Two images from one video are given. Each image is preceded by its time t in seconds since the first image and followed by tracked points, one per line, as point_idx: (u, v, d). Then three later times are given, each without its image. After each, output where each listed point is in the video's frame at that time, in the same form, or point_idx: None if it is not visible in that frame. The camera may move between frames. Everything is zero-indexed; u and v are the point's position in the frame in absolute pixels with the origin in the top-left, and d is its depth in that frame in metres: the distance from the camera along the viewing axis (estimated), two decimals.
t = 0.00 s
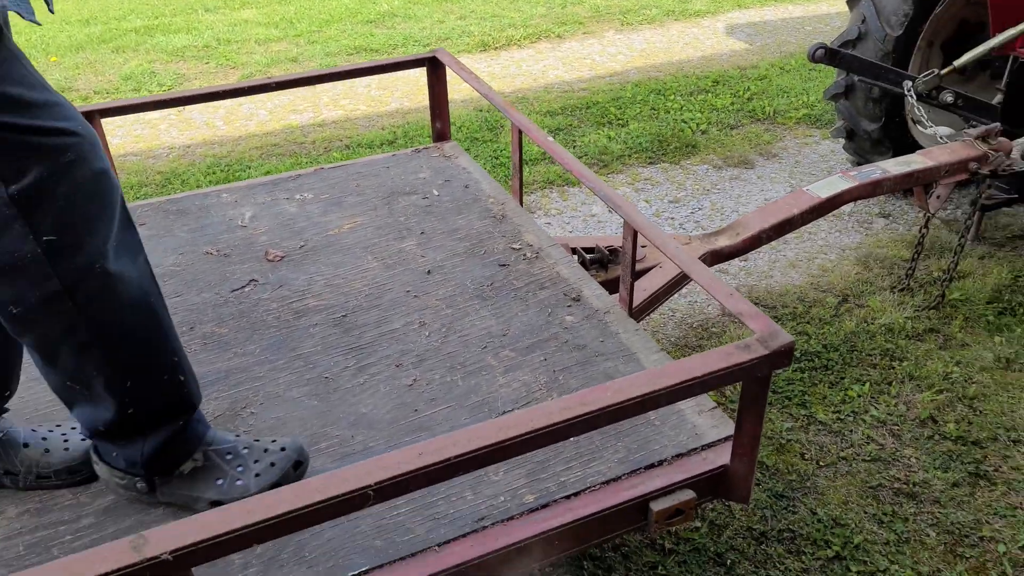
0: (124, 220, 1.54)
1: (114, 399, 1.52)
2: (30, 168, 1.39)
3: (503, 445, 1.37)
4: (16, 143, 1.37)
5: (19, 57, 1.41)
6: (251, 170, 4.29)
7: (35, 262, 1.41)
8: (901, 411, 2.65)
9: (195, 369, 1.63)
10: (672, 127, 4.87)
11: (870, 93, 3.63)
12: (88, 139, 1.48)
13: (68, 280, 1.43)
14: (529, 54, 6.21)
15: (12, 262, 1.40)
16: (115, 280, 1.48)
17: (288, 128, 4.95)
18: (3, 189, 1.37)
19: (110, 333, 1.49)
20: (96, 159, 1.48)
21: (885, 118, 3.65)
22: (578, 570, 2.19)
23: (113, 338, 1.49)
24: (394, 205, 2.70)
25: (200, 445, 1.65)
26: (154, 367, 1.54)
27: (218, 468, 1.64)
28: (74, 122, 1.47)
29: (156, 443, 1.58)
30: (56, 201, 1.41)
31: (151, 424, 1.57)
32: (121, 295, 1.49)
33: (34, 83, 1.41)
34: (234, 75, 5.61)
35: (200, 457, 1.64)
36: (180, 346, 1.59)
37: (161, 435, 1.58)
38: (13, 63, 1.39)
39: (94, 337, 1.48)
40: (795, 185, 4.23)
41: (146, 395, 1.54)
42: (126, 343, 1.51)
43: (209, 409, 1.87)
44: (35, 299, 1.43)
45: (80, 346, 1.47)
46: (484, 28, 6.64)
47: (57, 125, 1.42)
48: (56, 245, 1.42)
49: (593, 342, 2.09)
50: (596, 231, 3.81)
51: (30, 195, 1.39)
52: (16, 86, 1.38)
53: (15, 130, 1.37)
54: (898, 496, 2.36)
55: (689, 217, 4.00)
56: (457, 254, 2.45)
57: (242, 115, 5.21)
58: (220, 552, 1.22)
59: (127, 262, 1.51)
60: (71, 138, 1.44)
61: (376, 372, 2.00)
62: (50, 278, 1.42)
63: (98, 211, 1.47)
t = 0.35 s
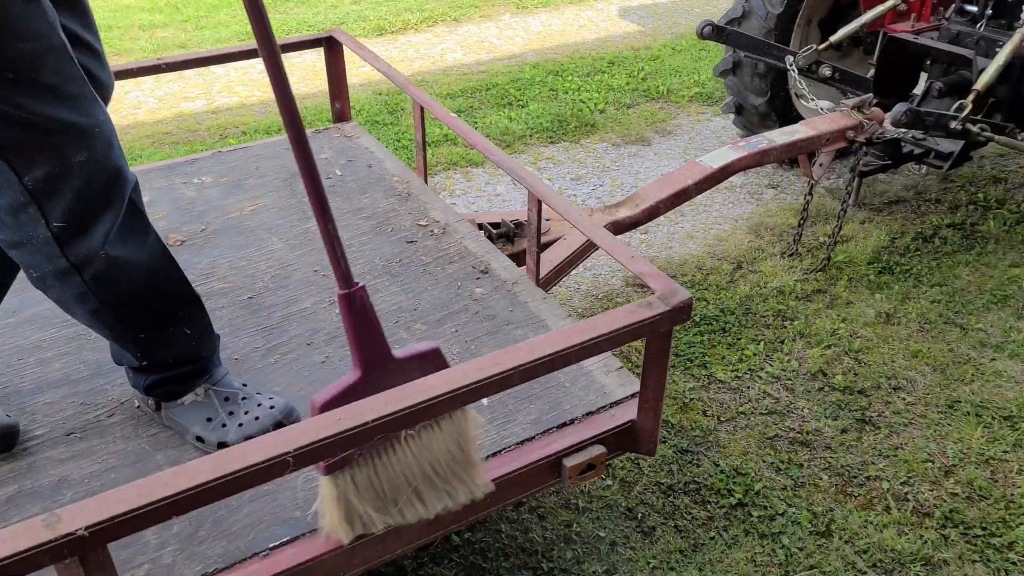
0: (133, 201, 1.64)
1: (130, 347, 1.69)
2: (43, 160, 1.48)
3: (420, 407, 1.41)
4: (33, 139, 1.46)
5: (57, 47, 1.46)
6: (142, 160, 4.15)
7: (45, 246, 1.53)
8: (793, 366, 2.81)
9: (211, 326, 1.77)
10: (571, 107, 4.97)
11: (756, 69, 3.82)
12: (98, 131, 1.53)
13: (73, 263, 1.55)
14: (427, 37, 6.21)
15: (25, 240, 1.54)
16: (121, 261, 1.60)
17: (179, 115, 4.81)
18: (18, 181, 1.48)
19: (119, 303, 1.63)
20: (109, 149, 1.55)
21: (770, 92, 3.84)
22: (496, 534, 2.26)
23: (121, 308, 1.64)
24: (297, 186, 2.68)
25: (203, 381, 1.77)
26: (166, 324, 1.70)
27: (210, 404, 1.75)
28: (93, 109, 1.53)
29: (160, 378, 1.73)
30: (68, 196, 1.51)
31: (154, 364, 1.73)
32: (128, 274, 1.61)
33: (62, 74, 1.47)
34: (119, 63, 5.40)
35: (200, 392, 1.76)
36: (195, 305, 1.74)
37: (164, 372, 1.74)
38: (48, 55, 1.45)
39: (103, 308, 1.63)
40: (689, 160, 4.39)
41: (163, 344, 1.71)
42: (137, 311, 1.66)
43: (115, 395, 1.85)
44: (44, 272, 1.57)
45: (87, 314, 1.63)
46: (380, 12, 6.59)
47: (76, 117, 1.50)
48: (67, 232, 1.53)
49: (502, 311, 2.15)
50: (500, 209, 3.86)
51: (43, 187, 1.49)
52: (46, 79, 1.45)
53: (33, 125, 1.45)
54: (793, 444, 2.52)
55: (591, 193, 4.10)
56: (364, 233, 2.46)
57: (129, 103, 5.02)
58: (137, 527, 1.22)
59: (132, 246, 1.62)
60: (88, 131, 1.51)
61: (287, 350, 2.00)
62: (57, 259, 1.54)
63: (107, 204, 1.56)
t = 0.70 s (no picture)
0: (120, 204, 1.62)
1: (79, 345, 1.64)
2: (43, 149, 1.45)
3: (361, 399, 1.43)
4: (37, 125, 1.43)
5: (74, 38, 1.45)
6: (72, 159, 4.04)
7: (25, 234, 1.48)
8: (731, 349, 2.89)
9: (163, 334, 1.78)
10: (511, 99, 4.99)
11: (689, 59, 3.90)
12: (97, 128, 1.51)
13: (48, 257, 1.50)
14: (365, 31, 6.16)
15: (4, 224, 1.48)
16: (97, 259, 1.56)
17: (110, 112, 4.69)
18: (11, 165, 1.43)
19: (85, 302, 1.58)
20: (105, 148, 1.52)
21: (704, 81, 3.91)
22: (444, 523, 2.27)
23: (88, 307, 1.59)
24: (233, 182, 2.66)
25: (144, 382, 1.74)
26: (122, 325, 1.68)
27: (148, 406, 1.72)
28: (94, 103, 1.51)
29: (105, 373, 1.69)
30: (59, 190, 1.47)
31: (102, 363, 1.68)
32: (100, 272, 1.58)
33: (76, 66, 1.46)
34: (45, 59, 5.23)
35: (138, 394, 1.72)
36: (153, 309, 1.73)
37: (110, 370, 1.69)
38: (65, 45, 1.44)
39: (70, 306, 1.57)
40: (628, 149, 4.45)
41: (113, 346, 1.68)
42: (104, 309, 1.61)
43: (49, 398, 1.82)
44: (14, 260, 1.50)
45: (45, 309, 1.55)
46: (316, 7, 6.52)
47: (79, 110, 1.48)
48: (50, 224, 1.48)
49: (444, 302, 2.17)
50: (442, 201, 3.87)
51: (35, 176, 1.45)
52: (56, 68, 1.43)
53: (39, 108, 1.43)
54: (732, 424, 2.58)
55: (532, 184, 4.13)
56: (303, 229, 2.48)
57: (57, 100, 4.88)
58: (75, 528, 1.21)
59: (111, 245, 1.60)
60: (85, 125, 1.48)
61: (226, 349, 2.01)
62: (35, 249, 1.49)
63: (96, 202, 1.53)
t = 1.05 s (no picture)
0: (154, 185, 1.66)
1: (84, 327, 1.64)
2: (100, 121, 1.49)
3: (355, 396, 1.43)
4: (100, 98, 1.48)
5: (145, 20, 1.50)
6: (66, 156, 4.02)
7: (66, 201, 1.53)
8: (726, 343, 2.89)
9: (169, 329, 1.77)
10: (506, 94, 4.99)
11: (683, 53, 3.89)
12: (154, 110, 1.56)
13: (81, 226, 1.55)
14: (359, 27, 6.14)
15: (49, 187, 1.53)
16: (126, 235, 1.60)
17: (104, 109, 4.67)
18: (68, 133, 1.48)
19: (106, 276, 1.61)
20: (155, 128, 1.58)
21: (699, 76, 3.91)
22: (440, 519, 2.28)
23: (108, 282, 1.62)
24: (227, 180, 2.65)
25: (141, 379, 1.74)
26: (130, 314, 1.68)
27: (145, 404, 1.72)
28: (153, 84, 1.55)
29: (104, 365, 1.69)
30: (105, 164, 1.52)
31: (103, 351, 1.68)
32: (122, 248, 1.61)
33: (143, 46, 1.51)
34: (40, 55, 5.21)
35: (134, 391, 1.72)
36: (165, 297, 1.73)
37: (109, 361, 1.69)
38: (137, 25, 1.49)
39: (94, 277, 1.60)
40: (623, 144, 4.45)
41: (117, 332, 1.68)
42: (124, 285, 1.65)
43: (44, 397, 1.81)
44: (49, 225, 1.55)
45: (68, 280, 1.59)
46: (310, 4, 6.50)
47: (141, 90, 1.52)
48: (91, 195, 1.54)
49: (438, 298, 2.17)
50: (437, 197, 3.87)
51: (87, 145, 1.50)
52: (127, 46, 1.48)
53: (103, 81, 1.47)
54: (726, 418, 2.59)
55: (527, 179, 4.13)
56: (297, 227, 2.47)
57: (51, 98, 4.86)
58: (68, 527, 1.21)
59: (142, 224, 1.63)
60: (143, 106, 1.53)
61: (221, 347, 2.01)
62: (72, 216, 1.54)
63: (134, 179, 1.58)
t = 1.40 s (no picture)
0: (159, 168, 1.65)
1: (90, 307, 1.63)
2: (119, 102, 1.48)
3: (352, 398, 1.42)
4: (120, 79, 1.47)
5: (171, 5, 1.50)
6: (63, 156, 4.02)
7: (74, 176, 1.52)
8: (724, 343, 2.89)
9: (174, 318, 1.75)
10: (504, 94, 4.98)
11: (681, 53, 3.91)
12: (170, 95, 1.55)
13: (87, 203, 1.54)
14: (356, 27, 6.13)
15: (61, 161, 1.52)
16: (130, 215, 1.59)
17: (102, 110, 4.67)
18: (86, 110, 1.48)
19: (110, 255, 1.60)
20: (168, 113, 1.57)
21: (696, 76, 3.91)
22: (438, 520, 2.28)
23: (112, 262, 1.61)
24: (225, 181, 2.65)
25: (147, 373, 1.73)
26: (134, 298, 1.67)
27: (143, 404, 1.71)
28: (173, 69, 1.54)
29: (110, 356, 1.69)
30: (119, 143, 1.52)
31: (106, 339, 1.67)
32: (125, 226, 1.59)
33: (166, 31, 1.51)
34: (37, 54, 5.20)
35: (133, 390, 1.71)
36: (168, 280, 1.71)
37: (112, 351, 1.69)
38: (162, 10, 1.49)
39: (98, 256, 1.59)
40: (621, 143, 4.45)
41: (120, 317, 1.67)
42: (128, 266, 1.64)
43: (41, 399, 1.81)
44: (58, 199, 1.54)
45: (71, 255, 1.57)
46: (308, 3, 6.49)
47: (161, 75, 1.51)
48: (100, 172, 1.53)
49: (436, 299, 2.17)
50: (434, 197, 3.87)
51: (102, 124, 1.49)
52: (151, 29, 1.48)
53: (125, 62, 1.46)
54: (725, 418, 2.59)
55: (525, 179, 4.13)
56: (295, 228, 2.47)
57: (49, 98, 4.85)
58: (66, 529, 1.20)
59: (145, 204, 1.61)
60: (160, 90, 1.52)
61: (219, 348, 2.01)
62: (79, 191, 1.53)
63: (144, 161, 1.57)
